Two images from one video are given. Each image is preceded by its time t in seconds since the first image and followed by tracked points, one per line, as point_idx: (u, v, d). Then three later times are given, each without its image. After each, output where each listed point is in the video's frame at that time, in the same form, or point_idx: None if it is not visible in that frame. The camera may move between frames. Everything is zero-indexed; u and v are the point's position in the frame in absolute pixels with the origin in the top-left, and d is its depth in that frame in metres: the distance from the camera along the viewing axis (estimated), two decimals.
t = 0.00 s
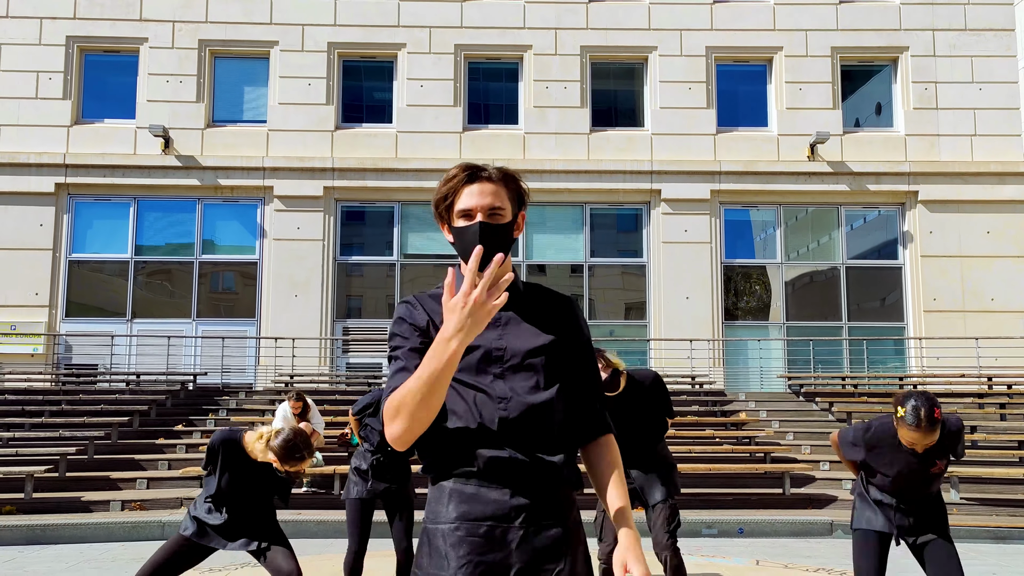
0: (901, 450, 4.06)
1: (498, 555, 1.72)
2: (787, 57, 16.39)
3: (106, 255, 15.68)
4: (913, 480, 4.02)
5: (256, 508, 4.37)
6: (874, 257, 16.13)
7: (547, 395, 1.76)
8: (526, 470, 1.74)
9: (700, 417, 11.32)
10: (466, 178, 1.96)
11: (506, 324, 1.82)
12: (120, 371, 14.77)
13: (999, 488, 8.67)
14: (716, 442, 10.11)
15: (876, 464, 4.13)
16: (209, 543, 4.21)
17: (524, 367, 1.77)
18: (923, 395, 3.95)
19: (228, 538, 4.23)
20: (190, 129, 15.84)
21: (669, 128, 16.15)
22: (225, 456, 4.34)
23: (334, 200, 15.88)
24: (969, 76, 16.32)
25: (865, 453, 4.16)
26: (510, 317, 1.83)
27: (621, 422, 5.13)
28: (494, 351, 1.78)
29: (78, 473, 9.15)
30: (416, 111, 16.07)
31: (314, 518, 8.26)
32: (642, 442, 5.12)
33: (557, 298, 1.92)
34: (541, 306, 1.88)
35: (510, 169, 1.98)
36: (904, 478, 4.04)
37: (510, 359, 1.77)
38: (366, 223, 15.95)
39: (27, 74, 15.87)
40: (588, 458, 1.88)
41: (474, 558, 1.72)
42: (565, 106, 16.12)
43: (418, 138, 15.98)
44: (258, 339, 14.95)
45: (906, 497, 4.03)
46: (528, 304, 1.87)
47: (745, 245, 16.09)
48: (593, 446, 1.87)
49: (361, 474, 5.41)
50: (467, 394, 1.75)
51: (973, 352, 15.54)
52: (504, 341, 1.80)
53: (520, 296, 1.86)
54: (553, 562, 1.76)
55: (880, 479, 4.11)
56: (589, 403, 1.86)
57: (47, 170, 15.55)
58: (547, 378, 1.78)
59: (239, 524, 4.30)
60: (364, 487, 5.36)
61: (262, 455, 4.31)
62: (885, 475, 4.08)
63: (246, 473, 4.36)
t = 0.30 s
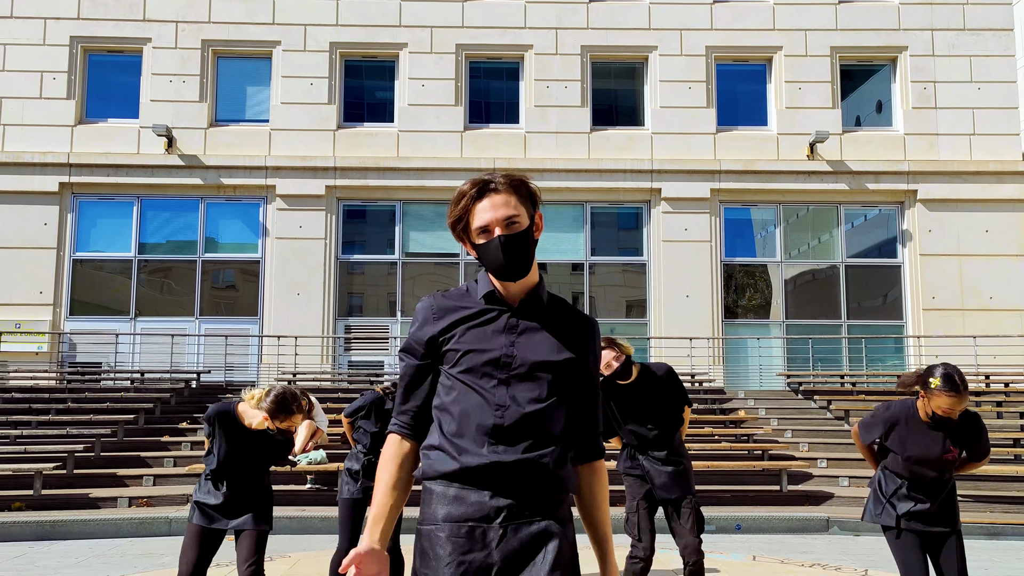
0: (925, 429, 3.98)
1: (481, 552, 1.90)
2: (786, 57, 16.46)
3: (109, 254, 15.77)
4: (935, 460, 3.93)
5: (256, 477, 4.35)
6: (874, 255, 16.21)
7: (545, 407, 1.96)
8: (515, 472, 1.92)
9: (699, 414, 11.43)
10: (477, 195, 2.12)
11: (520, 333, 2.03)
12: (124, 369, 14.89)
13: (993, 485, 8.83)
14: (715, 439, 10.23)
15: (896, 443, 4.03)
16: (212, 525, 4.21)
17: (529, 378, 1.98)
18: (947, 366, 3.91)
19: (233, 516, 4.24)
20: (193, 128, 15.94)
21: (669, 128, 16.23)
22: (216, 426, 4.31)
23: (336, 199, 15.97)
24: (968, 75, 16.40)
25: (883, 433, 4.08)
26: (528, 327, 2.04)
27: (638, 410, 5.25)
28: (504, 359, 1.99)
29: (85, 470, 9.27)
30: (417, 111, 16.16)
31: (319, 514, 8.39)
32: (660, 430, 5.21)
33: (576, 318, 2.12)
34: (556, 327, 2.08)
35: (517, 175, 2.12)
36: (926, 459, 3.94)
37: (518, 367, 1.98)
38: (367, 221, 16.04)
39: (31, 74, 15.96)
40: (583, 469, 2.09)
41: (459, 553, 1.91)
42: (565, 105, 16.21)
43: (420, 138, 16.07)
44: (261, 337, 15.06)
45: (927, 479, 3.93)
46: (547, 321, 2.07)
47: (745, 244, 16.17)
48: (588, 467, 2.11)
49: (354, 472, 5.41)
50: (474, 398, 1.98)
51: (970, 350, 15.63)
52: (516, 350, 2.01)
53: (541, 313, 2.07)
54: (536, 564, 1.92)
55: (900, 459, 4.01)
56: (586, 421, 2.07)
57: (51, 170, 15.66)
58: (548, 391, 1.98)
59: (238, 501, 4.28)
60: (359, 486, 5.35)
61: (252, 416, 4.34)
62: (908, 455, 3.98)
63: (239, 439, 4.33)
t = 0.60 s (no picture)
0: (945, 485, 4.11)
1: None
2: (785, 57, 16.55)
3: (112, 252, 15.91)
4: (948, 516, 4.12)
5: (261, 476, 4.47)
6: (872, 254, 16.30)
7: (510, 456, 2.03)
8: (471, 521, 2.00)
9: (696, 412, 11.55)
10: (466, 235, 2.22)
11: (496, 380, 2.09)
12: (128, 367, 15.02)
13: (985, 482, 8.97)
14: (711, 437, 10.36)
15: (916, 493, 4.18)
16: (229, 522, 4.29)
17: (496, 427, 2.05)
18: (987, 443, 3.98)
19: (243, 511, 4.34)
20: (196, 128, 16.08)
21: (667, 127, 16.33)
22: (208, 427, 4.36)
23: (336, 198, 16.08)
24: (966, 75, 16.47)
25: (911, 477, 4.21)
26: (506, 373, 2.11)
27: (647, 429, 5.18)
28: (474, 407, 2.07)
29: (90, 466, 9.41)
30: (418, 110, 16.27)
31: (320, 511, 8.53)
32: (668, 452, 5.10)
33: (559, 365, 2.16)
34: (534, 374, 2.13)
35: (505, 217, 2.20)
36: (939, 511, 4.13)
37: (486, 415, 2.06)
38: (368, 220, 16.16)
39: (36, 75, 16.11)
40: (555, 513, 2.14)
41: None
42: (565, 105, 16.31)
43: (420, 138, 16.19)
44: (263, 335, 15.17)
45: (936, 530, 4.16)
46: (526, 367, 2.13)
47: (744, 243, 16.26)
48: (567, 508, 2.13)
49: (343, 472, 5.51)
50: (442, 441, 2.06)
51: (967, 349, 15.73)
52: (489, 398, 2.07)
53: (525, 359, 2.13)
54: None
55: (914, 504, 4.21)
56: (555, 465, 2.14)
57: (55, 169, 15.80)
58: (514, 443, 2.04)
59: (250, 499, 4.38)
60: (347, 486, 5.45)
61: (243, 408, 4.40)
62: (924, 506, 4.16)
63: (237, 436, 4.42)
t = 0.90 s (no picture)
0: (952, 407, 4.12)
1: None
2: (783, 54, 16.64)
3: (115, 249, 16.01)
4: (958, 435, 4.06)
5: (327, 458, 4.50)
6: (868, 251, 16.42)
7: (400, 496, 2.16)
8: (372, 559, 2.13)
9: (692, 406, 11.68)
10: (345, 283, 2.31)
11: (387, 424, 2.21)
12: (130, 363, 15.14)
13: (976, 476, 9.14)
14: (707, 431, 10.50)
15: (925, 420, 4.15)
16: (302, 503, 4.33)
17: (389, 468, 2.18)
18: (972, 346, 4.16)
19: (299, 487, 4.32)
20: (197, 125, 16.18)
21: (666, 125, 16.42)
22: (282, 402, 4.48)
23: (337, 195, 16.19)
24: (963, 72, 16.57)
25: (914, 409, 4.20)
26: (396, 417, 2.22)
27: (677, 390, 5.08)
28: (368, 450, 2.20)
29: (94, 460, 9.54)
30: (418, 108, 16.36)
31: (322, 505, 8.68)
32: (699, 415, 5.02)
33: (451, 401, 2.26)
34: (423, 416, 2.23)
35: (374, 267, 2.29)
36: (947, 431, 4.08)
37: (378, 458, 2.19)
38: (368, 217, 16.26)
39: (39, 72, 16.19)
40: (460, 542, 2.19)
41: None
42: (564, 102, 16.41)
43: (420, 135, 16.29)
44: (264, 331, 15.29)
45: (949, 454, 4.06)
46: (417, 407, 2.24)
47: (742, 239, 16.37)
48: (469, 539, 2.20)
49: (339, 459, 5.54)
50: (344, 484, 2.21)
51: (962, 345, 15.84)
52: (382, 441, 2.20)
53: (413, 401, 2.24)
54: None
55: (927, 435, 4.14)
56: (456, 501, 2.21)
57: (57, 166, 15.90)
58: (407, 483, 2.16)
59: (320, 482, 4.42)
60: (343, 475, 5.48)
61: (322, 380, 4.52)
62: (935, 430, 4.11)
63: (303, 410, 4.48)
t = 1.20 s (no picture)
0: (971, 408, 4.22)
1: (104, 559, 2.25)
2: (780, 47, 16.71)
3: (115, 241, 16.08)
4: (980, 438, 4.16)
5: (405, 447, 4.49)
6: (864, 243, 16.53)
7: (150, 448, 2.28)
8: (130, 508, 2.27)
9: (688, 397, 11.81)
10: (94, 248, 2.31)
11: (134, 382, 2.32)
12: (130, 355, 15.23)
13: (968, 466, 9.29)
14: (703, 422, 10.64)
15: (946, 422, 4.23)
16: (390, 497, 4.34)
17: (138, 422, 2.29)
18: (985, 342, 4.25)
19: (393, 474, 4.37)
20: (197, 118, 16.22)
21: (663, 117, 16.49)
22: (368, 390, 4.47)
23: (336, 187, 16.25)
24: (959, 65, 16.65)
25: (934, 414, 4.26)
26: (142, 375, 2.32)
27: (691, 384, 5.15)
28: (119, 408, 2.31)
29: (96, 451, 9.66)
30: (416, 101, 16.42)
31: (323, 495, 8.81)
32: (713, 405, 5.12)
33: (196, 353, 2.35)
34: (167, 370, 2.31)
35: (122, 231, 2.33)
36: (968, 434, 4.18)
37: (128, 414, 2.30)
38: (367, 208, 16.34)
39: (37, 65, 16.21)
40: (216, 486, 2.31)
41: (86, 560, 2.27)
42: (562, 95, 16.47)
43: (419, 127, 16.35)
44: (264, 323, 15.38)
45: (971, 458, 4.16)
46: (160, 363, 2.32)
47: (739, 231, 16.47)
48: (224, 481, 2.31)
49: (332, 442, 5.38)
50: (101, 441, 2.33)
51: (956, 336, 15.97)
52: (131, 398, 2.31)
53: (156, 356, 2.32)
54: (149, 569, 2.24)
55: (949, 438, 4.22)
56: (206, 450, 2.32)
57: (56, 158, 15.95)
58: (155, 435, 2.28)
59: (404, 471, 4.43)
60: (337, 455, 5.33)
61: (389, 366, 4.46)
62: (957, 434, 4.19)
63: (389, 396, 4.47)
